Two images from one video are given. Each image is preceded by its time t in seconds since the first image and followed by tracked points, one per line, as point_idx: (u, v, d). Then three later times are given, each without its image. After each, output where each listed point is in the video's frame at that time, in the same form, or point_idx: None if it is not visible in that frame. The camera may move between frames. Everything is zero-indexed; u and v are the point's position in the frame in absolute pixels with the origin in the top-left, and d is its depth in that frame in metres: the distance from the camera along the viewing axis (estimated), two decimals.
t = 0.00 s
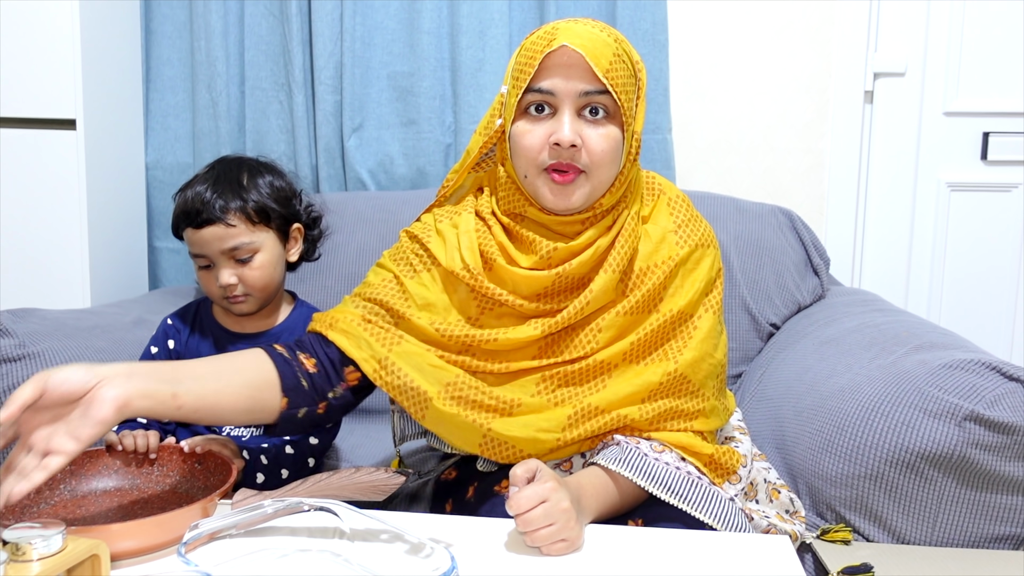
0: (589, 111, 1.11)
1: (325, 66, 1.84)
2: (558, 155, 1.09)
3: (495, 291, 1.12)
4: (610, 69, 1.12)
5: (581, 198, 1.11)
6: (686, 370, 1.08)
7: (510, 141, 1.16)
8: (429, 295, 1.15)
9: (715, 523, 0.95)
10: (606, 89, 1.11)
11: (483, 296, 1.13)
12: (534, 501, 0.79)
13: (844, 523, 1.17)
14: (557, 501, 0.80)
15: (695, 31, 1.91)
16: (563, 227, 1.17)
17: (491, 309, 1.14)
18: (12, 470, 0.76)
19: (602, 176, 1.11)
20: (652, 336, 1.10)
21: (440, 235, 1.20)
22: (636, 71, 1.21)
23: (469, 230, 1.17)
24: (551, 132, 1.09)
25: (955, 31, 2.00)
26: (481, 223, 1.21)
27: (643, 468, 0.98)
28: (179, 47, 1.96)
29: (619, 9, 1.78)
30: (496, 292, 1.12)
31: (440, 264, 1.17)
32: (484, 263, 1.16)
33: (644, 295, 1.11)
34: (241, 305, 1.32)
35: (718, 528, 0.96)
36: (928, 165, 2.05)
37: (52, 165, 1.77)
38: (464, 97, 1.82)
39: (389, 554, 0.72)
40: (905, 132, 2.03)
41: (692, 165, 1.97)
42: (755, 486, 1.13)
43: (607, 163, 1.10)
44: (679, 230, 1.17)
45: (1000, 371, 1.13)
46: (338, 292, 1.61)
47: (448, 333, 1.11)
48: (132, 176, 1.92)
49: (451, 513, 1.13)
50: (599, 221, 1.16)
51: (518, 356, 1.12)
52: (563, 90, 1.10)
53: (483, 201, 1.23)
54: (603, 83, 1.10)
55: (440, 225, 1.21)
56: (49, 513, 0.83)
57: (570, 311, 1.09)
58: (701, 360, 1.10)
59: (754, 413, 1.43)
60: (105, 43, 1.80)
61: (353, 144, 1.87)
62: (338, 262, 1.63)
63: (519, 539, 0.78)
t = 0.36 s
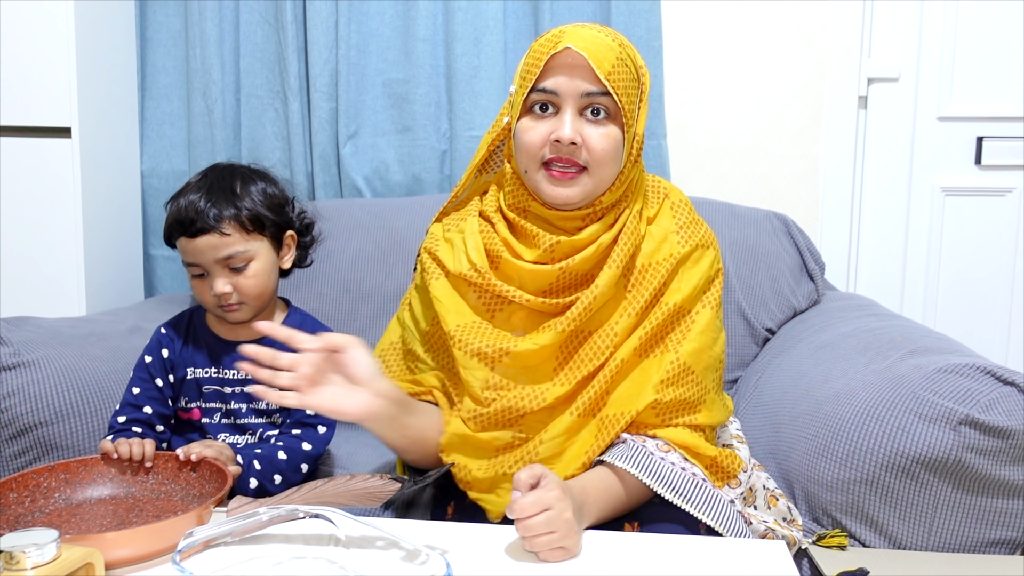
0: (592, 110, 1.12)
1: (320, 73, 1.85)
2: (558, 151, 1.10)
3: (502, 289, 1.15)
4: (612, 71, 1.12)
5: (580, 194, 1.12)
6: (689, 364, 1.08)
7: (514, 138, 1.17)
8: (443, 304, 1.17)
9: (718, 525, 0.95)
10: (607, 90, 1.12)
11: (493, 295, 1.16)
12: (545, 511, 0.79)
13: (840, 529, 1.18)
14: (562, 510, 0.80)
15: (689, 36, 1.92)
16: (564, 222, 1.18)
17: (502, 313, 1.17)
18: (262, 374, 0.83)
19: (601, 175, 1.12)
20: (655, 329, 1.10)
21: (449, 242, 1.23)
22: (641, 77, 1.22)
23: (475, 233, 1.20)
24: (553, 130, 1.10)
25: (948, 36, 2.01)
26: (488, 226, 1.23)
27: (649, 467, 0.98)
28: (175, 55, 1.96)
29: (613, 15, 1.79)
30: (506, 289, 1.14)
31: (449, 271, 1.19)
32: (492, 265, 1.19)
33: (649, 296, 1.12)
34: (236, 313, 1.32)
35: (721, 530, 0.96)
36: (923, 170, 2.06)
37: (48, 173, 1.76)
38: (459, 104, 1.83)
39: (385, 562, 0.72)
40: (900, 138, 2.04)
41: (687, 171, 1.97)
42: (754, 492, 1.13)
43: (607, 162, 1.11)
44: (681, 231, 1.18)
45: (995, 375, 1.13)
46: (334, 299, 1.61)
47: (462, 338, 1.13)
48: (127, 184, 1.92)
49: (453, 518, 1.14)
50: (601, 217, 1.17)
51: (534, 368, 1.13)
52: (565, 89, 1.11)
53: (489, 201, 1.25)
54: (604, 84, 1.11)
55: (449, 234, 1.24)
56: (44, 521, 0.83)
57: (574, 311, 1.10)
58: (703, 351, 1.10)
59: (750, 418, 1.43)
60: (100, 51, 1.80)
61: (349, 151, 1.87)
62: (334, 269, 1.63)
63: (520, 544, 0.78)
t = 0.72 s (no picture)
0: (597, 116, 1.12)
1: (317, 79, 1.85)
2: (572, 161, 1.10)
3: (535, 302, 1.12)
4: (611, 76, 1.13)
5: (598, 198, 1.11)
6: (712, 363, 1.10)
7: (523, 152, 1.16)
8: (473, 322, 1.12)
9: (743, 527, 0.98)
10: (610, 95, 1.12)
11: (524, 306, 1.13)
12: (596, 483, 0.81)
13: (836, 534, 1.17)
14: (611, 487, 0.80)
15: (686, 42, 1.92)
16: (583, 231, 1.18)
17: (531, 323, 1.14)
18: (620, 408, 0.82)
19: (616, 178, 1.12)
20: (681, 335, 1.11)
21: (471, 255, 1.18)
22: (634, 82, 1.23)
23: (501, 244, 1.16)
24: (564, 140, 1.10)
25: (943, 42, 2.01)
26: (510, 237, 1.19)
27: (700, 459, 0.98)
28: (171, 61, 1.96)
29: (610, 21, 1.79)
30: (538, 301, 1.12)
31: (474, 286, 1.15)
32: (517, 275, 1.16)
33: (672, 305, 1.12)
34: (234, 318, 1.31)
35: (743, 531, 0.98)
36: (918, 175, 2.06)
37: (45, 178, 1.76)
38: (456, 110, 1.83)
39: (381, 568, 0.71)
40: (896, 143, 2.05)
41: (683, 177, 1.97)
42: (765, 499, 1.09)
43: (621, 165, 1.11)
44: (691, 240, 1.19)
45: (991, 380, 1.13)
46: (330, 305, 1.61)
47: (501, 355, 1.10)
48: (123, 190, 1.91)
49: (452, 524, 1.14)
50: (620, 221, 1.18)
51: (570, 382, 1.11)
52: (569, 99, 1.11)
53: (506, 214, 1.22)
54: (606, 88, 1.11)
55: (467, 246, 1.19)
56: (39, 528, 0.83)
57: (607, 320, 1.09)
58: (724, 354, 1.12)
59: (746, 423, 1.43)
60: (96, 57, 1.80)
61: (345, 157, 1.87)
62: (330, 274, 1.63)
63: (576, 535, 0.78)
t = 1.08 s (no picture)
0: (598, 137, 1.11)
1: (315, 82, 1.85)
2: (572, 186, 1.08)
3: (527, 326, 1.12)
4: (612, 94, 1.11)
5: (600, 224, 1.10)
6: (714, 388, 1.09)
7: (520, 172, 1.14)
8: (465, 344, 1.13)
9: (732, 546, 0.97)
10: (611, 115, 1.10)
11: (517, 331, 1.12)
12: (613, 512, 0.79)
13: (835, 537, 1.17)
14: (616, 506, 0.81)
15: (683, 45, 1.93)
16: (585, 254, 1.16)
17: (525, 344, 1.14)
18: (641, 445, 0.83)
19: (615, 201, 1.10)
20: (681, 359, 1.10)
21: (466, 271, 1.17)
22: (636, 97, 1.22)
23: (497, 264, 1.15)
24: (563, 163, 1.09)
25: (939, 45, 2.02)
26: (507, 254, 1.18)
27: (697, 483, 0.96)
28: (169, 64, 1.96)
29: (607, 24, 1.80)
30: (529, 327, 1.11)
31: (470, 305, 1.15)
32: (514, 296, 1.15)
33: (673, 328, 1.11)
34: (239, 320, 1.30)
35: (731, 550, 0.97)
36: (914, 178, 2.07)
37: (42, 181, 1.76)
38: (453, 113, 1.83)
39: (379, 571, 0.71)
40: (892, 147, 2.05)
41: (680, 180, 1.97)
42: (760, 519, 1.10)
43: (620, 189, 1.10)
44: (697, 249, 1.17)
45: (988, 383, 1.13)
46: (328, 308, 1.61)
47: (491, 380, 1.10)
48: (120, 193, 1.91)
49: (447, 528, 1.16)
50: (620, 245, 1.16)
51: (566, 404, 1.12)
52: (568, 120, 1.10)
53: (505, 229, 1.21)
54: (607, 108, 1.10)
55: (463, 261, 1.19)
56: (37, 532, 0.83)
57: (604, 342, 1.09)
58: (728, 378, 1.10)
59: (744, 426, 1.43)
60: (93, 60, 1.80)
61: (343, 160, 1.87)
62: (328, 278, 1.63)
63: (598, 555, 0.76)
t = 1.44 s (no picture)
0: (609, 147, 1.10)
1: (313, 84, 1.85)
2: (581, 196, 1.07)
3: (529, 333, 1.11)
4: (626, 104, 1.10)
5: (608, 233, 1.09)
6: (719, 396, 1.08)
7: (529, 179, 1.14)
8: (465, 351, 1.13)
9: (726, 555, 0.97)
10: (624, 126, 1.10)
11: (516, 336, 1.12)
12: (616, 531, 0.77)
13: (834, 539, 1.17)
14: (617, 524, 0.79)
15: (681, 48, 1.93)
16: (589, 264, 1.16)
17: (527, 351, 1.14)
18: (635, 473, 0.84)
19: (623, 212, 1.09)
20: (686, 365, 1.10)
21: (467, 275, 1.17)
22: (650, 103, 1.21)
23: (499, 269, 1.15)
24: (573, 172, 1.08)
25: (937, 46, 2.02)
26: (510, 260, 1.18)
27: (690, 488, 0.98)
28: (167, 66, 1.96)
29: (605, 26, 1.80)
30: (531, 332, 1.11)
31: (472, 310, 1.15)
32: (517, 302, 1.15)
33: (679, 331, 1.11)
34: (240, 321, 1.30)
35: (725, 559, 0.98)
36: (912, 180, 2.07)
37: (40, 183, 1.76)
38: (451, 115, 1.83)
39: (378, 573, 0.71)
40: (890, 148, 2.05)
41: (679, 181, 1.97)
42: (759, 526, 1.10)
43: (630, 200, 1.09)
44: (703, 254, 1.17)
45: (987, 384, 1.14)
46: (326, 310, 1.60)
47: (490, 387, 1.10)
48: (119, 195, 1.91)
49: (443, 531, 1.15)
50: (625, 258, 1.15)
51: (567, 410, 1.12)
52: (580, 130, 1.09)
53: (509, 236, 1.21)
54: (620, 119, 1.09)
55: (464, 265, 1.18)
56: (35, 535, 0.83)
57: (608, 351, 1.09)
58: (732, 384, 1.10)
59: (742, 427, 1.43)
60: (91, 63, 1.80)
61: (341, 162, 1.87)
62: (326, 280, 1.63)
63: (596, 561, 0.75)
